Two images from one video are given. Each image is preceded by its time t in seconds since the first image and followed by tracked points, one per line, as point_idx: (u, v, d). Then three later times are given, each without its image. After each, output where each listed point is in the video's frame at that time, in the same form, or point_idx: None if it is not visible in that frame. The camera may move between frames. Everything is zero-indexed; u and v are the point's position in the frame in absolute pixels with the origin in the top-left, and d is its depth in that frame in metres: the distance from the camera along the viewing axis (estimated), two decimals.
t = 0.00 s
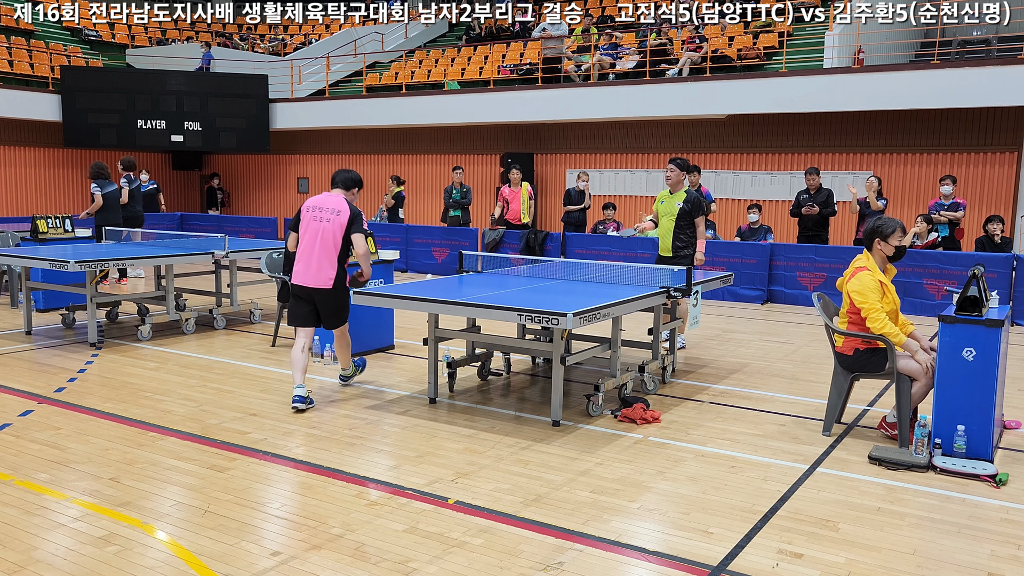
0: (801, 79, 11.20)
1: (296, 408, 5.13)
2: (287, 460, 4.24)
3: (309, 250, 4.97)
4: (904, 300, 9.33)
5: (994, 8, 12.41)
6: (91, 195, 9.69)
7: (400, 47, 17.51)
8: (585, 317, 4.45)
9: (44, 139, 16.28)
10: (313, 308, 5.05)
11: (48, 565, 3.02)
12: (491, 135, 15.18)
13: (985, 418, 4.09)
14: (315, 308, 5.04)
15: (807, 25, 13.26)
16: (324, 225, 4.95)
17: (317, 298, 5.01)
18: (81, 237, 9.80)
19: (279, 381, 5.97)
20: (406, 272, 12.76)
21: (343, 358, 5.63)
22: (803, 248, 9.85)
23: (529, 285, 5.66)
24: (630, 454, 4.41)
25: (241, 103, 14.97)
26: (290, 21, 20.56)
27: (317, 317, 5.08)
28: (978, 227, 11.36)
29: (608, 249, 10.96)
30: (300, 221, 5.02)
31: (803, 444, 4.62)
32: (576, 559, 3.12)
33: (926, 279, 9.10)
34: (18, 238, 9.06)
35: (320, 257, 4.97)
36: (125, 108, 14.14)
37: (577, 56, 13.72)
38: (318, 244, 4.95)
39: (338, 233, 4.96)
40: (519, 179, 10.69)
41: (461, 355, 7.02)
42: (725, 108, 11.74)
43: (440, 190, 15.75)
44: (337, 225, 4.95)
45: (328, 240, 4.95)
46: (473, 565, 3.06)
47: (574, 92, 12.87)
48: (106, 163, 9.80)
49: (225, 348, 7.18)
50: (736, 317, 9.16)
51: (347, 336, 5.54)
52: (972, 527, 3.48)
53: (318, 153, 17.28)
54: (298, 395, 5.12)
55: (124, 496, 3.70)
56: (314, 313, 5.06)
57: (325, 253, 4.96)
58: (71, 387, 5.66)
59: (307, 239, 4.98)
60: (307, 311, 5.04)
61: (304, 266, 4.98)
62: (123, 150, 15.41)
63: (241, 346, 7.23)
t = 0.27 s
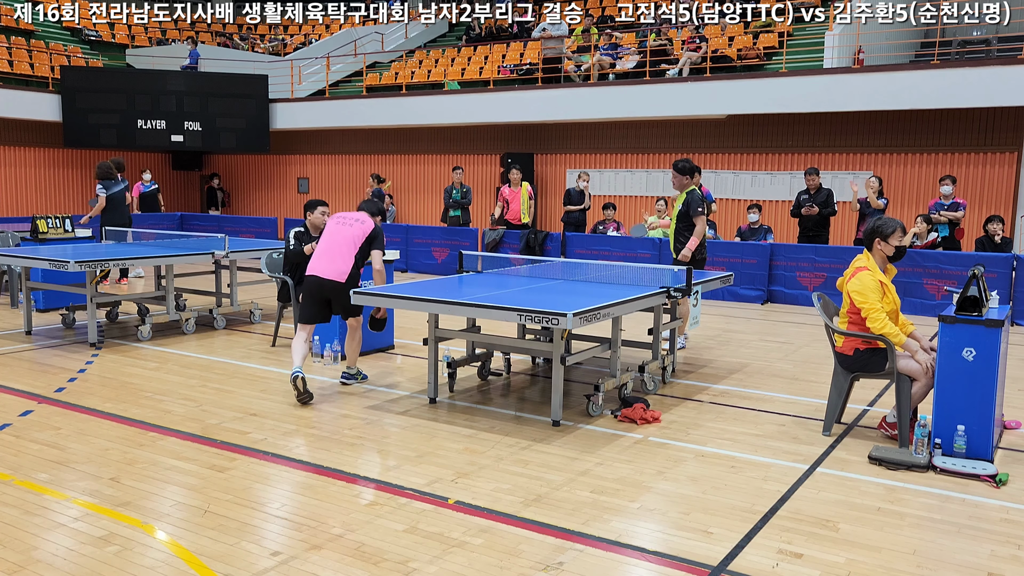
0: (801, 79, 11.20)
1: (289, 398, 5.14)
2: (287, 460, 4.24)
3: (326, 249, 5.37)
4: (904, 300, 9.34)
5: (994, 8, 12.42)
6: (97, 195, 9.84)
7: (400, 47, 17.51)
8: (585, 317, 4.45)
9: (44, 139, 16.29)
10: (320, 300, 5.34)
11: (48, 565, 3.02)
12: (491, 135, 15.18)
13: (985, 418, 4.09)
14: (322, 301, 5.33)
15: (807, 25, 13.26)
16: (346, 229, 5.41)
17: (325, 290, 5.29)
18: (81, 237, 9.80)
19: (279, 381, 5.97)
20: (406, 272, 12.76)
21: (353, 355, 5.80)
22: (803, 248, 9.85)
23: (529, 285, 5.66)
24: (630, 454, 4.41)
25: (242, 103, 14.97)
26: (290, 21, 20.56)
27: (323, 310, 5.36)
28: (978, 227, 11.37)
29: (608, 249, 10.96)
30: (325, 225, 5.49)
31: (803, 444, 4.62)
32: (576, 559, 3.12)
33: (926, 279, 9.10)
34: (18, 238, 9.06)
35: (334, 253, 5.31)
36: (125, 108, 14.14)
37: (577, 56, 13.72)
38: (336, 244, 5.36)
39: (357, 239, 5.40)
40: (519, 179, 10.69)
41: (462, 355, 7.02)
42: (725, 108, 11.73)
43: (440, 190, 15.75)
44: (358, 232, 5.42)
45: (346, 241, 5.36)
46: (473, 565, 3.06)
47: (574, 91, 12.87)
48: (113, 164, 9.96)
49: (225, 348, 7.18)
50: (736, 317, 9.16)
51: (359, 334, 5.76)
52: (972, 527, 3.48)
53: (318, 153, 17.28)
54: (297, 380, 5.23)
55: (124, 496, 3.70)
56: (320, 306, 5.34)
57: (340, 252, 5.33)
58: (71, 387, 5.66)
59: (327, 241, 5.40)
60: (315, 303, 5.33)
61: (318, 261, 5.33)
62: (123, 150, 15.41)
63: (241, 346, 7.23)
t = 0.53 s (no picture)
0: (801, 79, 11.20)
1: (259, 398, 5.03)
2: (287, 460, 4.24)
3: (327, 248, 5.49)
4: (904, 300, 9.34)
5: (994, 8, 12.41)
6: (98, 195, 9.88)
7: (400, 47, 17.51)
8: (585, 317, 4.45)
9: (45, 140, 16.30)
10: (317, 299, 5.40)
11: (48, 565, 3.02)
12: (491, 135, 15.18)
13: (985, 418, 4.09)
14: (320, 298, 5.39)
15: (807, 25, 13.25)
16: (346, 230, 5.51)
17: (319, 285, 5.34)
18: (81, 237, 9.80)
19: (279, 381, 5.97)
20: (405, 272, 12.75)
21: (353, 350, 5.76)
22: (803, 248, 9.85)
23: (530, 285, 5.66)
24: (630, 454, 4.41)
25: (241, 103, 14.97)
26: (290, 21, 20.56)
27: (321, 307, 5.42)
28: (978, 227, 11.37)
29: (608, 249, 10.95)
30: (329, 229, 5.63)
31: (803, 444, 4.62)
32: (576, 559, 3.12)
33: (926, 279, 9.10)
34: (18, 238, 9.06)
35: (330, 250, 5.40)
36: (125, 108, 14.13)
37: (577, 56, 13.72)
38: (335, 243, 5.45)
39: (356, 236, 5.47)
40: (519, 179, 10.68)
41: (462, 355, 7.02)
42: (725, 108, 11.73)
43: (440, 190, 15.75)
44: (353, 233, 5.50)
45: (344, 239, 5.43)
46: (473, 565, 3.06)
47: (574, 92, 12.87)
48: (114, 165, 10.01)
49: (225, 348, 7.18)
50: (736, 317, 9.16)
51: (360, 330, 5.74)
52: (972, 527, 3.48)
53: (318, 153, 17.28)
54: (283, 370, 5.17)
55: (124, 496, 3.70)
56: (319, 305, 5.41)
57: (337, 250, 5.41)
58: (71, 387, 5.66)
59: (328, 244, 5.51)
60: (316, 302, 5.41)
61: (317, 259, 5.42)
62: (123, 150, 15.41)
63: (241, 346, 7.24)
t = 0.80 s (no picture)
0: (801, 79, 11.20)
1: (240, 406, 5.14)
2: (287, 460, 4.24)
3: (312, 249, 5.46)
4: (904, 300, 9.34)
5: (994, 8, 12.41)
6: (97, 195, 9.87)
7: (400, 47, 17.51)
8: (585, 317, 4.45)
9: (44, 140, 16.29)
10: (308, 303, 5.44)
11: (48, 564, 3.02)
12: (491, 135, 15.18)
13: (985, 418, 4.09)
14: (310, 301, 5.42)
15: (807, 25, 13.25)
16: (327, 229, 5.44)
17: (306, 292, 5.38)
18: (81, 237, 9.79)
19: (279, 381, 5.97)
20: (406, 273, 12.75)
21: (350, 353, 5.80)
22: (803, 248, 9.84)
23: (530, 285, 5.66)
24: (630, 454, 4.41)
25: (242, 103, 14.98)
26: (290, 21, 20.56)
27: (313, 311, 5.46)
28: (978, 227, 11.36)
29: (608, 249, 10.95)
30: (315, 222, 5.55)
31: (803, 444, 4.62)
32: (576, 559, 3.12)
33: (926, 279, 9.10)
34: (18, 238, 9.05)
35: (315, 254, 5.38)
36: (125, 108, 14.13)
37: (577, 56, 13.72)
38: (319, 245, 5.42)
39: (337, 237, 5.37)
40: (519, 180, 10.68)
41: (462, 355, 7.03)
42: (725, 108, 11.73)
43: (440, 190, 15.75)
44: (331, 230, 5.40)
45: (323, 240, 5.36)
46: (473, 565, 3.06)
47: (574, 92, 12.86)
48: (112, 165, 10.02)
49: (225, 348, 7.18)
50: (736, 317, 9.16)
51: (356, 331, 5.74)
52: (972, 527, 3.48)
53: (318, 153, 17.28)
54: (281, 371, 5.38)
55: (124, 496, 3.70)
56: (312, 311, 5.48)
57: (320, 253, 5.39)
58: (71, 387, 5.66)
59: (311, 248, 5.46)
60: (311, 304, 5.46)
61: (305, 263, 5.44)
62: (123, 150, 15.41)
63: (241, 346, 7.24)
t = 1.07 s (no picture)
0: (801, 79, 11.20)
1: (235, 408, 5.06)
2: (286, 460, 4.24)
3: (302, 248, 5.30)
4: (904, 301, 9.34)
5: (994, 7, 12.40)
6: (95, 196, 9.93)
7: (400, 47, 17.51)
8: (585, 317, 4.45)
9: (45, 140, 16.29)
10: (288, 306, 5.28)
11: (48, 564, 3.02)
12: (491, 135, 15.18)
13: (984, 418, 4.09)
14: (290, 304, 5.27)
15: (807, 25, 13.26)
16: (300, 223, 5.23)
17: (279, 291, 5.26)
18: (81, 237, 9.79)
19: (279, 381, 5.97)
20: (406, 273, 12.76)
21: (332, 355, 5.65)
22: (803, 248, 9.84)
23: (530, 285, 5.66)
24: (630, 454, 4.41)
25: (242, 103, 14.98)
26: (290, 21, 20.57)
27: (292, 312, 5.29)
28: (978, 227, 11.37)
29: (608, 249, 10.95)
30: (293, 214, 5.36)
31: (803, 444, 4.62)
32: (576, 559, 3.12)
33: (926, 279, 9.10)
34: (18, 238, 9.05)
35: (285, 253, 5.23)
36: (125, 108, 14.14)
37: (577, 56, 13.72)
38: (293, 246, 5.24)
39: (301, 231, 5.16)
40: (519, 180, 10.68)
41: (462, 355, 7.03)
42: (725, 108, 11.73)
43: (440, 190, 15.75)
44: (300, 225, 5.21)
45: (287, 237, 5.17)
46: (473, 565, 3.06)
47: (574, 92, 12.86)
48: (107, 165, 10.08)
49: (225, 348, 7.18)
50: (736, 318, 9.17)
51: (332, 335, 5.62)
52: (972, 527, 3.48)
53: (318, 153, 17.28)
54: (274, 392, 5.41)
55: (124, 496, 3.70)
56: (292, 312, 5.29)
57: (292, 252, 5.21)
58: (71, 387, 5.66)
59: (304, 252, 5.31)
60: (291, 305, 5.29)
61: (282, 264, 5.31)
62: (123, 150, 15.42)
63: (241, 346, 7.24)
